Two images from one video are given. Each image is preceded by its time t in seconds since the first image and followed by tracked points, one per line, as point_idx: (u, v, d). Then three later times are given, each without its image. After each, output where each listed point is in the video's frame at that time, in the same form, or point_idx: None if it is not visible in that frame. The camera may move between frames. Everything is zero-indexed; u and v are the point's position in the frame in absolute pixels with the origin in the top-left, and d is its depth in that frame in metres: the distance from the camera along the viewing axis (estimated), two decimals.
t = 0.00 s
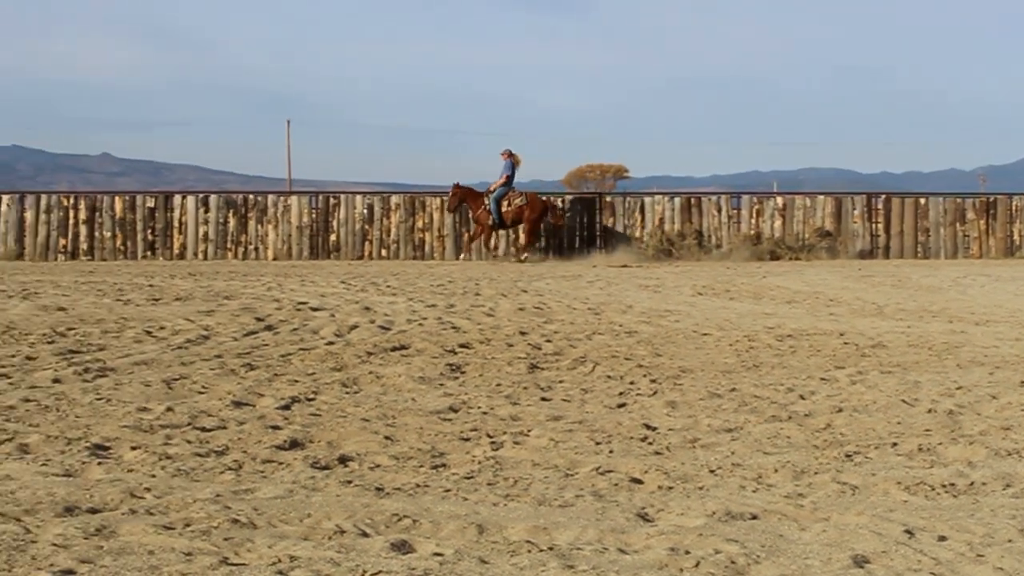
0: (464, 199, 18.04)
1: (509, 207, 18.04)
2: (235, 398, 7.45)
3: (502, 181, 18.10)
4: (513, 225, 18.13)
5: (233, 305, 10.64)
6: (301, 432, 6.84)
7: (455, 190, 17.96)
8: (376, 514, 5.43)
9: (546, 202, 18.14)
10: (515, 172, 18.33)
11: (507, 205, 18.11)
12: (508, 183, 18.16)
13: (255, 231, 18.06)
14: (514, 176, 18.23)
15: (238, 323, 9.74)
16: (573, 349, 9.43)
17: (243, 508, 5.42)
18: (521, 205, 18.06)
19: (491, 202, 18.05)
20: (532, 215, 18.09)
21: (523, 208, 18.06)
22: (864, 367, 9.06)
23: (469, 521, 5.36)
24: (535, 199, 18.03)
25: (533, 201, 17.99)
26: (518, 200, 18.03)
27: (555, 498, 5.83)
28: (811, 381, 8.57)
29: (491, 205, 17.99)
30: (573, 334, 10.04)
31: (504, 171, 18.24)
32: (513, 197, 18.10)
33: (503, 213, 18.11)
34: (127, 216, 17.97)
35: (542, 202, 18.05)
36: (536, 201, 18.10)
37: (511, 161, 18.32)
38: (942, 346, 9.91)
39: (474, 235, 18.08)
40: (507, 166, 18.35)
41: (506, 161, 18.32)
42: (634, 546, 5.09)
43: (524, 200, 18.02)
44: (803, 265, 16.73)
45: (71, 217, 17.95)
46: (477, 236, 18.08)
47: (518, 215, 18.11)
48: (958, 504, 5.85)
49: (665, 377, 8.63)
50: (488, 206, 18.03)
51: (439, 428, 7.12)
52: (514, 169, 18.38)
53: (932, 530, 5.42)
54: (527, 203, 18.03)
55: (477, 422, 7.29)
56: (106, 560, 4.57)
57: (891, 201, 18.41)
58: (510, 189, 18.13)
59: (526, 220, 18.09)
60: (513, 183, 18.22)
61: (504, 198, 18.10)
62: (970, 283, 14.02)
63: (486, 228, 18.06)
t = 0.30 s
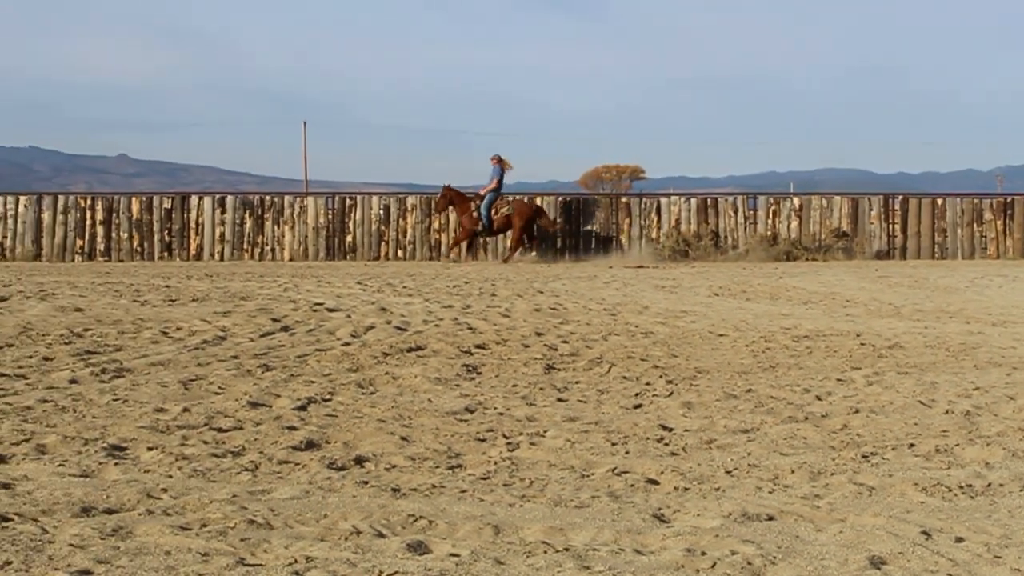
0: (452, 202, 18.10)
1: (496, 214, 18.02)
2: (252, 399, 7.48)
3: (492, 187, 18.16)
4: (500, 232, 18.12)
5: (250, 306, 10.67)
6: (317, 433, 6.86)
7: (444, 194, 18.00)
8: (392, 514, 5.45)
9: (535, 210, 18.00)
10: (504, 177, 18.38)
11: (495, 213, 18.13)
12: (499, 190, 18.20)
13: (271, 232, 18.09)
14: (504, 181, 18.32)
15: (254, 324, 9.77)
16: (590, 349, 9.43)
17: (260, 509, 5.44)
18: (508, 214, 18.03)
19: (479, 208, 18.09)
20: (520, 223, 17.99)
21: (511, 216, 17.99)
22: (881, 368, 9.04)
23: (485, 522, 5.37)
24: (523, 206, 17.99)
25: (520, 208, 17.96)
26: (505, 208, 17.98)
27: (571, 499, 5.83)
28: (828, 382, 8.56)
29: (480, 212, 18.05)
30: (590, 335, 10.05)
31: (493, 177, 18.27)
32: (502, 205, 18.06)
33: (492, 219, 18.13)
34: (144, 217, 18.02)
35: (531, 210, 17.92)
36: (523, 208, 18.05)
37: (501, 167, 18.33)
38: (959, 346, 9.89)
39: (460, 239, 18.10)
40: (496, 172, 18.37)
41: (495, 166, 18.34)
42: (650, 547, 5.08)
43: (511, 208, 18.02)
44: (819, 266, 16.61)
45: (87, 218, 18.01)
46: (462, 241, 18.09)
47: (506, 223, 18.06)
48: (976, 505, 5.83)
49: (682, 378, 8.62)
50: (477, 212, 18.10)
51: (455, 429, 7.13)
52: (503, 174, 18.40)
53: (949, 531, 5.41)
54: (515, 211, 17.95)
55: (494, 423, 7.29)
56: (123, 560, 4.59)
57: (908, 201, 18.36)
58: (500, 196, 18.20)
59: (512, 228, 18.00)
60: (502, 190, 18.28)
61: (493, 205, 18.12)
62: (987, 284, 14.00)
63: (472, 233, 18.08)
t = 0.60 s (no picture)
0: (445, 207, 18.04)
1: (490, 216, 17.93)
2: (269, 399, 7.50)
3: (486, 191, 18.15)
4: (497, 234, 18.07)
5: (268, 306, 10.71)
6: (335, 433, 6.88)
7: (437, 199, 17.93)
8: (410, 515, 5.46)
9: (530, 211, 17.95)
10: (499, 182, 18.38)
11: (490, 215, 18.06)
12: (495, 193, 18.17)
13: (289, 232, 18.13)
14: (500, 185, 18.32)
15: (272, 325, 9.80)
16: (607, 350, 9.44)
17: (278, 509, 5.46)
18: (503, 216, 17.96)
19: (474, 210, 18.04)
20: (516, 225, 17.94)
21: (506, 218, 17.95)
22: (900, 369, 9.02)
23: (503, 522, 5.38)
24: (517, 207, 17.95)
25: (515, 208, 17.92)
26: (500, 211, 17.96)
27: (589, 499, 5.83)
28: (846, 383, 8.54)
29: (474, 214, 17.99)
30: (607, 335, 10.05)
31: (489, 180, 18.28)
32: (495, 208, 18.01)
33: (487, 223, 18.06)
34: (162, 218, 18.07)
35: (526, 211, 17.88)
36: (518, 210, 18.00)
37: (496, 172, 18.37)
38: (978, 347, 9.86)
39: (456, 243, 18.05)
40: (492, 177, 18.39)
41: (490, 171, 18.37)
42: (668, 547, 5.09)
43: (505, 211, 17.98)
44: (835, 266, 16.72)
45: (106, 218, 18.08)
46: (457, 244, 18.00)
47: (501, 225, 18.01)
48: (995, 506, 5.82)
49: (699, 379, 8.62)
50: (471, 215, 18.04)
51: (472, 429, 7.14)
52: (498, 179, 18.40)
53: (968, 532, 5.40)
54: (509, 213, 17.92)
55: (511, 423, 7.30)
56: (142, 560, 4.61)
57: (926, 202, 18.31)
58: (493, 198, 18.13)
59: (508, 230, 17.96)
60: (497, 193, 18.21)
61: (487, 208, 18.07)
62: (1005, 284, 13.97)
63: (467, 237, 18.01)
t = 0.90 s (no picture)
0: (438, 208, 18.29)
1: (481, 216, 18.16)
2: (282, 400, 7.52)
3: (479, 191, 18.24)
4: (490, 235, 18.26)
5: (280, 307, 10.74)
6: (347, 433, 6.90)
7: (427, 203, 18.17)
8: (421, 515, 5.47)
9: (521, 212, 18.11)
10: (494, 182, 18.40)
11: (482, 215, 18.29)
12: (488, 192, 18.22)
13: (301, 233, 18.17)
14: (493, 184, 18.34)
15: (284, 325, 9.83)
16: (619, 350, 9.43)
17: (290, 509, 5.47)
18: (495, 216, 18.14)
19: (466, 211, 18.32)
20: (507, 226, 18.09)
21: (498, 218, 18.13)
22: (912, 369, 9.00)
23: (515, 523, 5.38)
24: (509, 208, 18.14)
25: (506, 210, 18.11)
26: (493, 211, 18.13)
27: (600, 500, 5.83)
28: (858, 384, 8.53)
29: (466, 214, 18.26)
30: (619, 336, 10.05)
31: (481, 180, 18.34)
32: (489, 207, 18.20)
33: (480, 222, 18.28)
34: (174, 219, 18.11)
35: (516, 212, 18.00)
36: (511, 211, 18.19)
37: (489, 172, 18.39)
38: (991, 348, 9.84)
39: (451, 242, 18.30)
40: (486, 176, 18.42)
41: (484, 171, 18.40)
42: (680, 548, 5.09)
43: (498, 211, 18.19)
44: (847, 266, 16.77)
45: (118, 219, 18.11)
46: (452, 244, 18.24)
47: (493, 226, 18.19)
48: (1007, 507, 5.81)
49: (711, 379, 8.61)
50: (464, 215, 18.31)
51: (484, 429, 7.15)
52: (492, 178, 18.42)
53: (981, 533, 5.39)
54: (501, 214, 18.07)
55: (523, 423, 7.31)
56: (153, 560, 4.62)
57: (939, 202, 18.28)
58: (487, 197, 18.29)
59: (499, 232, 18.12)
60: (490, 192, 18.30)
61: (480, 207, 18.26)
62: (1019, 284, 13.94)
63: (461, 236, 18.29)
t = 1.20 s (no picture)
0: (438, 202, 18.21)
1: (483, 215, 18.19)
2: (300, 399, 7.54)
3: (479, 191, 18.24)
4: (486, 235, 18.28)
5: (298, 307, 10.77)
6: (365, 433, 6.92)
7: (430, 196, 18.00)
8: (439, 515, 5.48)
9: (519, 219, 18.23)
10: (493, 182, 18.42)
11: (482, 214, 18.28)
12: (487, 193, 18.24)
13: (319, 233, 18.21)
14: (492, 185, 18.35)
15: (302, 325, 9.86)
16: (637, 351, 9.43)
17: (309, 509, 5.49)
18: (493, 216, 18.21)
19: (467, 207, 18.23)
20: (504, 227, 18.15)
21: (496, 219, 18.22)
22: (931, 370, 8.98)
23: (533, 523, 5.39)
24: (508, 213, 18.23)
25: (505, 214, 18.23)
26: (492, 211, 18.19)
27: (619, 500, 5.84)
28: (877, 385, 8.51)
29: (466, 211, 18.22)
30: (637, 336, 10.04)
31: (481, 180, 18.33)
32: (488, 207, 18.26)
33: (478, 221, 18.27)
34: (192, 219, 18.19)
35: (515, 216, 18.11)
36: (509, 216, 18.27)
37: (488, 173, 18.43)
38: (1011, 349, 9.80)
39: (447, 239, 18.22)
40: (485, 176, 18.43)
41: (483, 170, 18.41)
42: (698, 549, 5.09)
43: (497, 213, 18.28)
44: (865, 266, 16.77)
45: (137, 219, 18.19)
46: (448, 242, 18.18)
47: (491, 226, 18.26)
48: None
49: (729, 380, 8.61)
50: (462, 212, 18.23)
51: (502, 430, 7.16)
52: (491, 180, 18.44)
53: (1000, 535, 5.38)
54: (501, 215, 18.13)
55: (542, 424, 7.32)
56: (172, 559, 4.65)
57: (958, 202, 18.23)
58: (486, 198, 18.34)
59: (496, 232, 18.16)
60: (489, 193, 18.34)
61: (479, 207, 18.29)
62: None
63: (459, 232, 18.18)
